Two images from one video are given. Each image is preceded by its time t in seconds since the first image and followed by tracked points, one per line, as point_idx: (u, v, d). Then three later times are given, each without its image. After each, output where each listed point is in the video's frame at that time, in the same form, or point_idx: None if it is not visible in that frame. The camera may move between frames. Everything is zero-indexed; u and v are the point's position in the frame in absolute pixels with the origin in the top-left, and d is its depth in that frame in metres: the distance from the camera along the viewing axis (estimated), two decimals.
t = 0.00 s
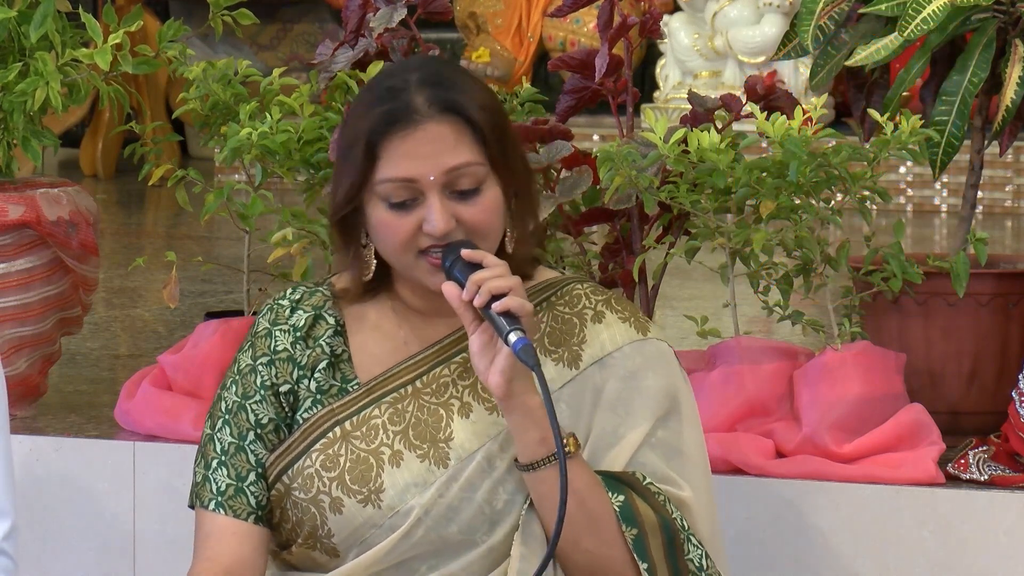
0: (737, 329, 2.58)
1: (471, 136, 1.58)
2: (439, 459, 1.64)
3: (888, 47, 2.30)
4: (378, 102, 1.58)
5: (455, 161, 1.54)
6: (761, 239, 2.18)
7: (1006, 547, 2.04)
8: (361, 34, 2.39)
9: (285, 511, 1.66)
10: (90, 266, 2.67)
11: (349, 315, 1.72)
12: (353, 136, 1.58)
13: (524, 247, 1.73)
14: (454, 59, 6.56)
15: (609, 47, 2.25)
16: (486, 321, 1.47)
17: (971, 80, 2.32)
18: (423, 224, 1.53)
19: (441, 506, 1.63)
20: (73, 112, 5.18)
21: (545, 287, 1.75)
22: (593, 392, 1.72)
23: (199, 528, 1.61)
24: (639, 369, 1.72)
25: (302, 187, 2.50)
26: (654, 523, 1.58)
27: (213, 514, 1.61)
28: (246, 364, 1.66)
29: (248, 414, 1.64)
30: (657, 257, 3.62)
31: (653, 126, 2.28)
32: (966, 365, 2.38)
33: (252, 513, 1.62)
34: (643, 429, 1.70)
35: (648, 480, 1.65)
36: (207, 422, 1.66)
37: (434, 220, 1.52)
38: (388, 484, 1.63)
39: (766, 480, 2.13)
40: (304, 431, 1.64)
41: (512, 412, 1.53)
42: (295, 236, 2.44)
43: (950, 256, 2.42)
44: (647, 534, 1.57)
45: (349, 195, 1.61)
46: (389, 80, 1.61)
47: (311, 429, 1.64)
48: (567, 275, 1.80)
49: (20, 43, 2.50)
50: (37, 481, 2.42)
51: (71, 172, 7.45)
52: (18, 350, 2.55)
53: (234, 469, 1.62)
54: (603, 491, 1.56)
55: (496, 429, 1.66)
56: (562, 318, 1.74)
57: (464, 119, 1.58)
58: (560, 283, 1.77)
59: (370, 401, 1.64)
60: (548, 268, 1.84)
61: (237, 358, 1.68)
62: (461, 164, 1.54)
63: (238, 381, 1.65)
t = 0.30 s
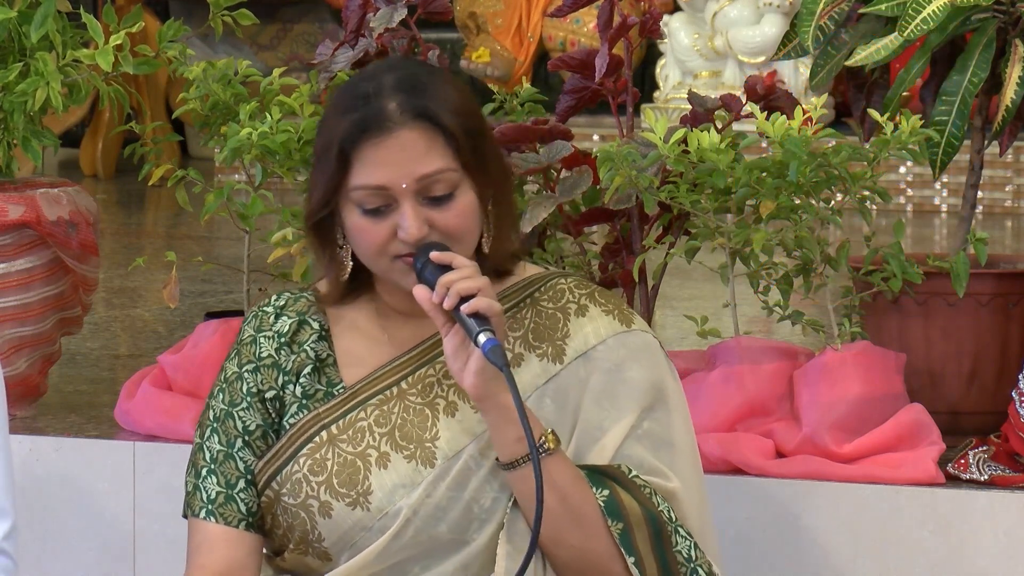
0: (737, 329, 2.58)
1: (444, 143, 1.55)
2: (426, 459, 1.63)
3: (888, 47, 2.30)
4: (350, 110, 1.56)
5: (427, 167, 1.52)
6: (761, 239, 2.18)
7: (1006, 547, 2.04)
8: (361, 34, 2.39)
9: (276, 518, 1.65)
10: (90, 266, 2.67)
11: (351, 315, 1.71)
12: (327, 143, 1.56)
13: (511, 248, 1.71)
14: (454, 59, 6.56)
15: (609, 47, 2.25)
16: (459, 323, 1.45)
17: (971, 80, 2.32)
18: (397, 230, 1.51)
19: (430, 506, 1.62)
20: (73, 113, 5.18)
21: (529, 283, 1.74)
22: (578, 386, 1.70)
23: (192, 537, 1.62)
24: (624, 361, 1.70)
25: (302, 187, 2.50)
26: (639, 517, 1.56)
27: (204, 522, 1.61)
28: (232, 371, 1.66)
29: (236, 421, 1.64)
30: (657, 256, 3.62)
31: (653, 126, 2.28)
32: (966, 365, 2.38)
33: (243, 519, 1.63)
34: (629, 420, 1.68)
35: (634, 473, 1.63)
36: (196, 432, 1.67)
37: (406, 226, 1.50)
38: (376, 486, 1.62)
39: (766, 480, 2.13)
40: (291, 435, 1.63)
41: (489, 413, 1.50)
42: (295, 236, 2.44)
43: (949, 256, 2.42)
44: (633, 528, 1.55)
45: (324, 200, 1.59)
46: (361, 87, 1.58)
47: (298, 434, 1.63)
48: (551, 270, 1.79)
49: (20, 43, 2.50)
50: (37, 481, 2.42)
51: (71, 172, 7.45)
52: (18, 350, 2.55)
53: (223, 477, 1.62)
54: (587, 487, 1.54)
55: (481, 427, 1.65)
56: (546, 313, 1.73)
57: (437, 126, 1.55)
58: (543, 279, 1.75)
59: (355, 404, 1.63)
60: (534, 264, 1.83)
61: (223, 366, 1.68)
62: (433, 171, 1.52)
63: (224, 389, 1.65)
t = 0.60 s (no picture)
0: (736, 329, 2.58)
1: (426, 149, 1.54)
2: (417, 459, 1.63)
3: (888, 47, 2.30)
4: (335, 111, 1.56)
5: (408, 172, 1.51)
6: (761, 239, 2.18)
7: (1005, 547, 2.04)
8: (361, 34, 2.40)
9: (270, 520, 1.65)
10: (90, 266, 2.67)
11: (348, 315, 1.71)
12: (311, 142, 1.57)
13: (502, 248, 1.71)
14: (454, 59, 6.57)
15: (609, 47, 2.25)
16: (444, 321, 1.44)
17: (972, 82, 2.32)
18: (376, 233, 1.51)
19: (422, 505, 1.62)
20: (73, 113, 5.18)
21: (520, 280, 1.74)
22: (568, 383, 1.70)
23: (186, 541, 1.63)
24: (614, 357, 1.71)
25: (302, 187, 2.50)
26: (630, 512, 1.56)
27: (199, 526, 1.62)
28: (224, 375, 1.67)
29: (228, 425, 1.64)
30: (657, 257, 3.62)
31: (653, 126, 2.28)
32: (966, 365, 2.38)
33: (238, 522, 1.63)
34: (620, 416, 1.67)
35: (623, 468, 1.62)
36: (191, 436, 1.68)
37: (385, 229, 1.50)
38: (367, 487, 1.62)
39: (767, 480, 2.13)
40: (283, 438, 1.63)
41: (477, 410, 1.50)
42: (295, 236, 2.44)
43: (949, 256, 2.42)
44: (624, 524, 1.55)
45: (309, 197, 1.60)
46: (348, 87, 1.58)
47: (290, 436, 1.63)
48: (541, 268, 1.78)
49: (20, 43, 2.50)
50: (36, 481, 2.42)
51: (71, 172, 7.45)
52: (18, 350, 2.55)
53: (217, 480, 1.63)
54: (577, 484, 1.54)
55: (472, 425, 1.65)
56: (535, 311, 1.73)
57: (419, 131, 1.54)
58: (532, 276, 1.75)
59: (345, 406, 1.63)
60: (524, 262, 1.83)
61: (216, 370, 1.68)
62: (414, 175, 1.51)
63: (217, 393, 1.66)
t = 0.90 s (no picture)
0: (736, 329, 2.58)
1: (431, 147, 1.55)
2: (420, 460, 1.63)
3: (888, 47, 2.30)
4: (334, 115, 1.55)
5: (416, 171, 1.52)
6: (761, 239, 2.17)
7: (1006, 546, 2.04)
8: (361, 34, 2.40)
9: (272, 523, 1.65)
10: (90, 266, 2.67)
11: (347, 316, 1.71)
12: (312, 147, 1.56)
13: (502, 247, 1.72)
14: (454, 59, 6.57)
15: (609, 46, 2.25)
16: (448, 326, 1.44)
17: (972, 82, 2.32)
18: (386, 234, 1.51)
19: (424, 507, 1.62)
20: (72, 113, 5.18)
21: (518, 280, 1.74)
22: (569, 383, 1.71)
23: (186, 544, 1.62)
24: (614, 357, 1.71)
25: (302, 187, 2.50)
26: (634, 513, 1.56)
27: (200, 529, 1.61)
28: (223, 378, 1.65)
29: (228, 428, 1.64)
30: (657, 256, 3.62)
31: (653, 126, 2.28)
32: (966, 365, 2.38)
33: (238, 525, 1.62)
34: (620, 416, 1.67)
35: (627, 469, 1.62)
36: (190, 439, 1.66)
37: (396, 229, 1.50)
38: (370, 489, 1.62)
39: (766, 480, 2.14)
40: (285, 441, 1.63)
41: (482, 414, 1.50)
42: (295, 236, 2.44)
43: (949, 256, 2.42)
44: (627, 525, 1.55)
45: (312, 204, 1.58)
46: (343, 91, 1.57)
47: (291, 439, 1.63)
48: (539, 268, 1.78)
49: (20, 43, 2.50)
50: (37, 481, 2.42)
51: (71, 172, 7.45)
52: (18, 350, 2.55)
53: (217, 483, 1.62)
54: (581, 485, 1.54)
55: (474, 426, 1.65)
56: (534, 312, 1.73)
57: (423, 130, 1.55)
58: (530, 277, 1.75)
59: (348, 408, 1.63)
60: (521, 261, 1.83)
61: (214, 373, 1.67)
62: (422, 175, 1.52)
63: (216, 396, 1.65)
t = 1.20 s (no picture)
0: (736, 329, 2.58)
1: (420, 140, 1.55)
2: (415, 462, 1.63)
3: (888, 47, 2.30)
4: (325, 111, 1.55)
5: (405, 166, 1.52)
6: (761, 239, 2.17)
7: (1006, 546, 2.04)
8: (361, 34, 2.40)
9: (268, 526, 1.65)
10: (90, 266, 2.67)
11: (346, 314, 1.71)
12: (303, 144, 1.56)
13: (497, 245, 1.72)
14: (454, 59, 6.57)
15: (609, 46, 2.25)
16: (440, 327, 1.44)
17: (972, 82, 2.32)
18: (377, 230, 1.51)
19: (420, 508, 1.62)
20: (72, 113, 5.18)
21: (513, 281, 1.74)
22: (565, 383, 1.70)
23: (183, 548, 1.62)
24: (610, 357, 1.71)
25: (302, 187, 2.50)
26: (628, 513, 1.55)
27: (196, 532, 1.61)
28: (219, 381, 1.65)
29: (224, 431, 1.64)
30: (657, 256, 3.62)
31: (653, 126, 2.28)
32: (967, 365, 2.38)
33: (235, 529, 1.62)
34: (617, 415, 1.67)
35: (622, 469, 1.62)
36: (186, 442, 1.67)
37: (386, 225, 1.50)
38: (366, 491, 1.62)
39: (766, 480, 2.13)
40: (280, 443, 1.63)
41: (475, 415, 1.50)
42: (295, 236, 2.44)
43: (949, 256, 2.42)
44: (622, 524, 1.55)
45: (302, 200, 1.58)
46: (335, 87, 1.57)
47: (286, 442, 1.63)
48: (534, 268, 1.78)
49: (20, 43, 2.50)
50: (36, 481, 2.42)
51: (71, 172, 7.45)
52: (18, 350, 2.55)
53: (214, 487, 1.62)
54: (575, 485, 1.54)
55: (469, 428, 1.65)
56: (529, 312, 1.73)
57: (413, 124, 1.55)
58: (526, 277, 1.75)
59: (343, 410, 1.63)
60: (518, 261, 1.83)
61: (210, 377, 1.67)
62: (411, 169, 1.52)
63: (211, 400, 1.65)
